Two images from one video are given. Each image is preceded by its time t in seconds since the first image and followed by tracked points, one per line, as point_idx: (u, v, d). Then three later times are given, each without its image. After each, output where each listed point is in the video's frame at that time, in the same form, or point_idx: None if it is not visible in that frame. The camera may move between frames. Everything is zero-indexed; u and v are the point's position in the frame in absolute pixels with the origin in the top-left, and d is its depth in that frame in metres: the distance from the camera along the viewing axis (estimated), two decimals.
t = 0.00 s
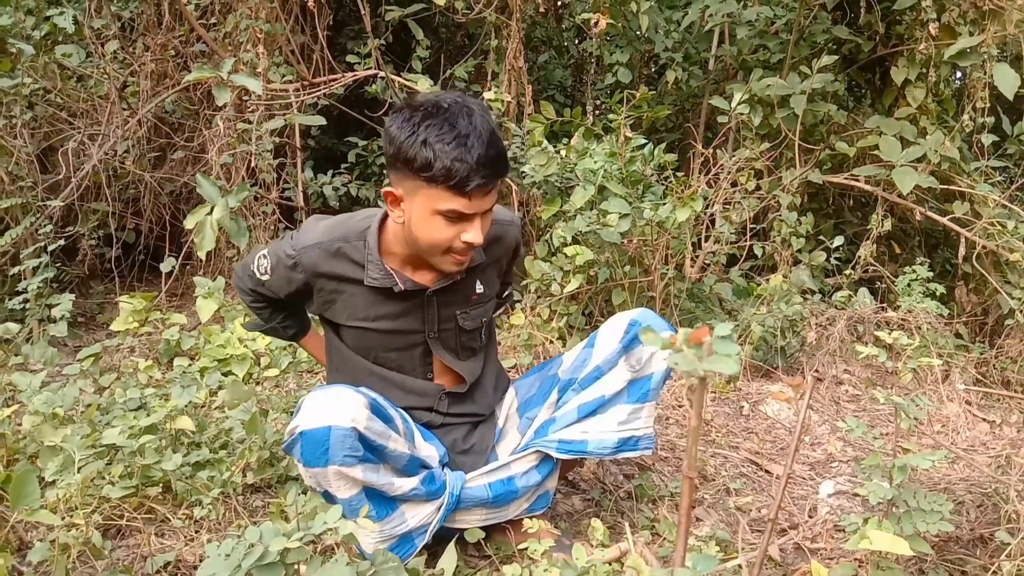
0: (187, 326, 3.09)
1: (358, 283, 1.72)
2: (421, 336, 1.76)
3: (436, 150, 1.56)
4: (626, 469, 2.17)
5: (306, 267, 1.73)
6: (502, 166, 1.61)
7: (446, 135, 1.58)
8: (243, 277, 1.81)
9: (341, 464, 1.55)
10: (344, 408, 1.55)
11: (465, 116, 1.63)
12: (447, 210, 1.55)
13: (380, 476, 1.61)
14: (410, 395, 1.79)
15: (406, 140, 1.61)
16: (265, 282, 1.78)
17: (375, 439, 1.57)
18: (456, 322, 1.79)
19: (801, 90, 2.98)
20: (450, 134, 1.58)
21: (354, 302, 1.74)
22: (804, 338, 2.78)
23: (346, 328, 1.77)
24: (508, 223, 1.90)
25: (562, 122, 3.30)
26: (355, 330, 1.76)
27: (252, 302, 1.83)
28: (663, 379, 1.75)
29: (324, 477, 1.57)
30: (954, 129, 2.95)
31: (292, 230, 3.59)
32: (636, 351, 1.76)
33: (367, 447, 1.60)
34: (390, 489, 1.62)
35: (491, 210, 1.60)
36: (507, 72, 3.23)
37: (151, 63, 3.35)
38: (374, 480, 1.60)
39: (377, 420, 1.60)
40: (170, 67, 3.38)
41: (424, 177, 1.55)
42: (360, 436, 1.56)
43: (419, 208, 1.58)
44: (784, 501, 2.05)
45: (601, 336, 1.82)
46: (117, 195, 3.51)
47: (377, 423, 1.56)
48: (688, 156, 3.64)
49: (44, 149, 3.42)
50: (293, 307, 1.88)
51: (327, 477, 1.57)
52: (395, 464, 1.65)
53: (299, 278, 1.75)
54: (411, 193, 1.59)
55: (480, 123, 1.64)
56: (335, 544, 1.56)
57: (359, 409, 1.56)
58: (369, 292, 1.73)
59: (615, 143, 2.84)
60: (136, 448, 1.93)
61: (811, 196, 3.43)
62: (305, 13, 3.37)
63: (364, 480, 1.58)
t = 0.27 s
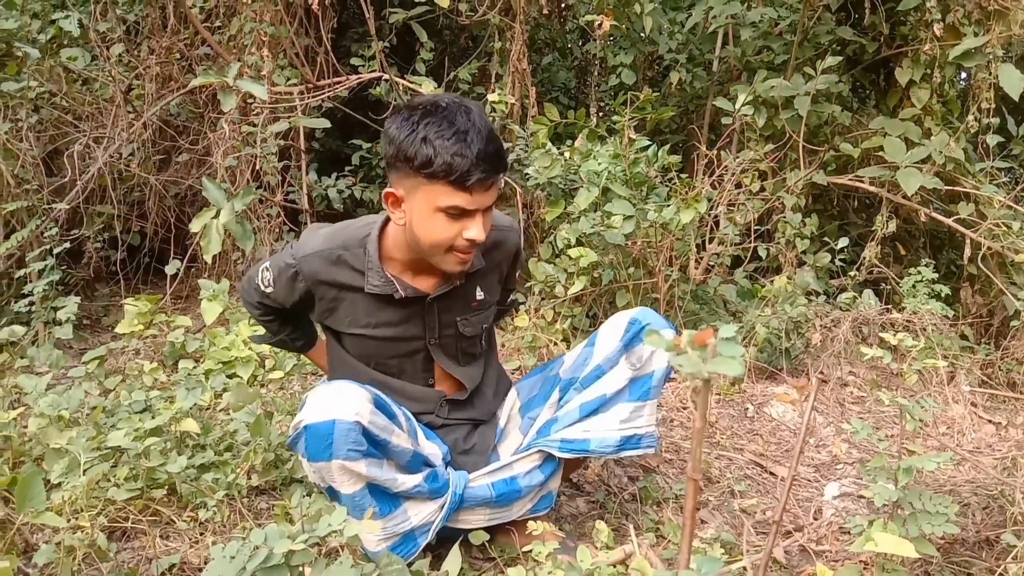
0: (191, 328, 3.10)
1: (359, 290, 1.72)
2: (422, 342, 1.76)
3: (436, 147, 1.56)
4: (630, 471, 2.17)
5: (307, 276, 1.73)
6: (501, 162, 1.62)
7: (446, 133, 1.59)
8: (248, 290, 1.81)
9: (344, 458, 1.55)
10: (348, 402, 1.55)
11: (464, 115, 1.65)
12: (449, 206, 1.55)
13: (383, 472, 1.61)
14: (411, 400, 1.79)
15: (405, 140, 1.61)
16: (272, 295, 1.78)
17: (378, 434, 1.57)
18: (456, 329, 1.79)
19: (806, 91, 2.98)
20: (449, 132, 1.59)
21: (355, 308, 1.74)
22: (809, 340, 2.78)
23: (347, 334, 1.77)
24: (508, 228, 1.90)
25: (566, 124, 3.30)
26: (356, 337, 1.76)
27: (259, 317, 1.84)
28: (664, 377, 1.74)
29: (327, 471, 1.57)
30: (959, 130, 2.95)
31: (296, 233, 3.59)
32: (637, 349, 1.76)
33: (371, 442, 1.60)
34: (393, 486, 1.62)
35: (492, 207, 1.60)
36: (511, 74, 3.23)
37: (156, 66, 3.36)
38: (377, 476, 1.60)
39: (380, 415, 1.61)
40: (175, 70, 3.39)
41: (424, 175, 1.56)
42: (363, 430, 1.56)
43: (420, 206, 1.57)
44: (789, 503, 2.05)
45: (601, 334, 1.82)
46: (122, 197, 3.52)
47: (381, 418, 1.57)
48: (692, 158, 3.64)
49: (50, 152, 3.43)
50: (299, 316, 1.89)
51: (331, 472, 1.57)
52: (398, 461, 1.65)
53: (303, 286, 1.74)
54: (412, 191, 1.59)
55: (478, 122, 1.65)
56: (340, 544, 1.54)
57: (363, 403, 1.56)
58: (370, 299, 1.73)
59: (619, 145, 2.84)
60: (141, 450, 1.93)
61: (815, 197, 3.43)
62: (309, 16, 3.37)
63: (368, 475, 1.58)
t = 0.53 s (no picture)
0: (190, 327, 3.10)
1: (357, 281, 1.72)
2: (419, 336, 1.76)
3: (442, 158, 1.55)
4: (630, 470, 2.17)
5: (307, 266, 1.71)
6: (506, 176, 1.60)
7: (453, 143, 1.58)
8: (249, 301, 1.79)
9: (340, 462, 1.55)
10: (342, 405, 1.54)
11: (474, 125, 1.63)
12: (449, 217, 1.55)
13: (379, 474, 1.61)
14: (408, 393, 1.79)
15: (412, 144, 1.61)
16: (274, 298, 1.76)
17: (372, 436, 1.57)
18: (454, 322, 1.79)
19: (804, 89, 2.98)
20: (456, 143, 1.58)
21: (353, 299, 1.74)
22: (808, 338, 2.78)
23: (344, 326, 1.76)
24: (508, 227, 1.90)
25: (564, 123, 3.30)
26: (353, 329, 1.76)
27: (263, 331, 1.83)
28: (664, 379, 1.74)
29: (323, 475, 1.57)
30: (958, 127, 2.95)
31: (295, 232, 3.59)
32: (638, 350, 1.76)
33: (366, 445, 1.60)
34: (389, 487, 1.62)
35: (492, 218, 1.60)
36: (509, 72, 3.22)
37: (154, 65, 3.35)
38: (373, 478, 1.60)
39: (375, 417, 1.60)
40: (173, 69, 3.39)
41: (428, 185, 1.55)
42: (358, 433, 1.55)
43: (421, 213, 1.58)
44: (788, 501, 2.05)
45: (602, 335, 1.82)
46: (120, 197, 3.51)
47: (376, 421, 1.56)
48: (691, 156, 3.64)
49: (48, 152, 3.43)
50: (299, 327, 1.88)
51: (326, 475, 1.57)
52: (395, 462, 1.65)
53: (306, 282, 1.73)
54: (414, 196, 1.59)
55: (487, 133, 1.63)
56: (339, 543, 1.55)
57: (357, 406, 1.56)
58: (367, 290, 1.72)
59: (617, 143, 2.84)
60: (140, 450, 1.93)
61: (814, 196, 3.43)
62: (307, 15, 3.37)
63: (364, 477, 1.58)
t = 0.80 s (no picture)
0: (189, 331, 3.10)
1: (354, 291, 1.72)
2: (415, 348, 1.77)
3: (430, 172, 1.55)
4: (629, 473, 2.16)
5: (306, 270, 1.70)
6: (492, 205, 1.57)
7: (446, 161, 1.57)
8: (234, 289, 1.74)
9: (336, 446, 1.54)
10: (339, 390, 1.55)
11: (474, 147, 1.61)
12: (428, 231, 1.55)
13: (374, 461, 1.61)
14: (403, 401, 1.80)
15: (410, 153, 1.62)
16: (261, 293, 1.71)
17: (368, 421, 1.57)
18: (450, 338, 1.80)
19: (803, 92, 2.98)
20: (448, 163, 1.57)
21: (348, 309, 1.74)
22: (807, 340, 2.78)
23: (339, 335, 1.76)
24: (509, 241, 1.89)
25: (563, 126, 3.30)
26: (348, 339, 1.75)
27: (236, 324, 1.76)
28: (657, 372, 1.74)
29: (318, 460, 1.56)
30: (957, 129, 2.95)
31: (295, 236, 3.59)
32: (629, 345, 1.76)
33: (362, 432, 1.60)
34: (385, 475, 1.61)
35: (475, 242, 1.58)
36: (509, 76, 3.23)
37: (154, 69, 3.36)
38: (369, 465, 1.59)
39: (370, 404, 1.61)
40: (173, 73, 3.39)
41: (413, 194, 1.56)
42: (354, 418, 1.56)
43: (405, 221, 1.59)
44: (787, 503, 2.05)
45: (594, 331, 1.81)
46: (120, 201, 3.52)
47: (372, 406, 1.57)
48: (690, 159, 3.64)
49: (48, 156, 3.43)
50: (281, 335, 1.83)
51: (321, 460, 1.56)
52: (390, 451, 1.65)
53: (300, 282, 1.70)
54: (403, 204, 1.59)
55: (484, 160, 1.60)
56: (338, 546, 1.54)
57: (353, 391, 1.56)
58: (364, 300, 1.73)
59: (616, 146, 2.84)
60: (139, 453, 1.93)
61: (813, 198, 3.43)
62: (308, 19, 3.37)
63: (359, 463, 1.57)
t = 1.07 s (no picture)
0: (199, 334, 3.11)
1: (368, 278, 1.71)
2: (427, 337, 1.77)
3: (473, 165, 1.55)
4: (638, 477, 2.16)
5: (323, 250, 1.68)
6: (534, 188, 1.61)
7: (485, 151, 1.57)
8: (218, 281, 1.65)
9: (341, 466, 1.55)
10: (344, 409, 1.55)
11: (504, 134, 1.62)
12: (477, 222, 1.57)
13: (380, 478, 1.62)
14: (411, 399, 1.80)
15: (442, 147, 1.60)
16: (255, 281, 1.64)
17: (374, 439, 1.57)
18: (461, 327, 1.81)
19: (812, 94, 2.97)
20: (488, 153, 1.57)
21: (362, 295, 1.72)
22: (817, 344, 2.77)
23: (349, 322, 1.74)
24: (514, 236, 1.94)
25: (572, 129, 3.30)
26: (359, 325, 1.74)
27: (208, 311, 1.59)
28: (665, 378, 1.74)
29: (326, 479, 1.57)
30: (968, 131, 2.94)
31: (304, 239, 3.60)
32: (637, 350, 1.77)
33: (368, 449, 1.60)
34: (391, 491, 1.63)
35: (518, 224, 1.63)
36: (517, 79, 3.23)
37: (164, 73, 3.38)
38: (375, 482, 1.60)
39: (377, 420, 1.61)
40: (183, 77, 3.41)
41: (457, 190, 1.56)
42: (359, 437, 1.56)
43: (448, 215, 1.58)
44: (797, 507, 2.04)
45: (600, 337, 1.83)
46: (130, 205, 3.53)
47: (377, 425, 1.57)
48: (699, 161, 3.64)
49: (59, 160, 3.45)
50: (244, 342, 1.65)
51: (328, 479, 1.57)
52: (396, 466, 1.66)
53: (309, 264, 1.67)
54: (443, 199, 1.59)
55: (518, 144, 1.62)
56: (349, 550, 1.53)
57: (359, 410, 1.56)
58: (378, 287, 1.72)
59: (625, 149, 2.85)
60: (149, 456, 1.94)
61: (823, 200, 3.42)
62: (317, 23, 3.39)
63: (365, 481, 1.59)
